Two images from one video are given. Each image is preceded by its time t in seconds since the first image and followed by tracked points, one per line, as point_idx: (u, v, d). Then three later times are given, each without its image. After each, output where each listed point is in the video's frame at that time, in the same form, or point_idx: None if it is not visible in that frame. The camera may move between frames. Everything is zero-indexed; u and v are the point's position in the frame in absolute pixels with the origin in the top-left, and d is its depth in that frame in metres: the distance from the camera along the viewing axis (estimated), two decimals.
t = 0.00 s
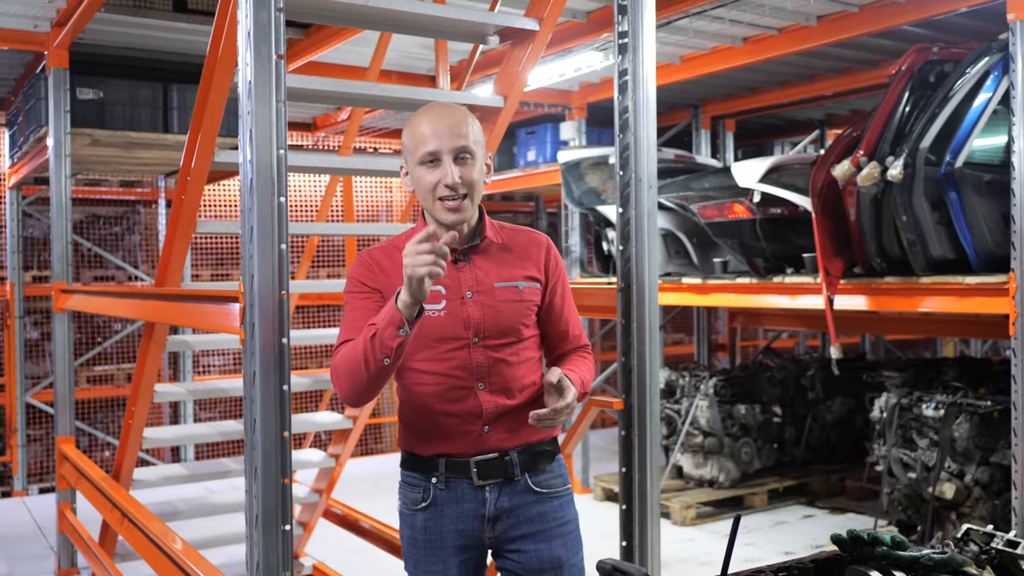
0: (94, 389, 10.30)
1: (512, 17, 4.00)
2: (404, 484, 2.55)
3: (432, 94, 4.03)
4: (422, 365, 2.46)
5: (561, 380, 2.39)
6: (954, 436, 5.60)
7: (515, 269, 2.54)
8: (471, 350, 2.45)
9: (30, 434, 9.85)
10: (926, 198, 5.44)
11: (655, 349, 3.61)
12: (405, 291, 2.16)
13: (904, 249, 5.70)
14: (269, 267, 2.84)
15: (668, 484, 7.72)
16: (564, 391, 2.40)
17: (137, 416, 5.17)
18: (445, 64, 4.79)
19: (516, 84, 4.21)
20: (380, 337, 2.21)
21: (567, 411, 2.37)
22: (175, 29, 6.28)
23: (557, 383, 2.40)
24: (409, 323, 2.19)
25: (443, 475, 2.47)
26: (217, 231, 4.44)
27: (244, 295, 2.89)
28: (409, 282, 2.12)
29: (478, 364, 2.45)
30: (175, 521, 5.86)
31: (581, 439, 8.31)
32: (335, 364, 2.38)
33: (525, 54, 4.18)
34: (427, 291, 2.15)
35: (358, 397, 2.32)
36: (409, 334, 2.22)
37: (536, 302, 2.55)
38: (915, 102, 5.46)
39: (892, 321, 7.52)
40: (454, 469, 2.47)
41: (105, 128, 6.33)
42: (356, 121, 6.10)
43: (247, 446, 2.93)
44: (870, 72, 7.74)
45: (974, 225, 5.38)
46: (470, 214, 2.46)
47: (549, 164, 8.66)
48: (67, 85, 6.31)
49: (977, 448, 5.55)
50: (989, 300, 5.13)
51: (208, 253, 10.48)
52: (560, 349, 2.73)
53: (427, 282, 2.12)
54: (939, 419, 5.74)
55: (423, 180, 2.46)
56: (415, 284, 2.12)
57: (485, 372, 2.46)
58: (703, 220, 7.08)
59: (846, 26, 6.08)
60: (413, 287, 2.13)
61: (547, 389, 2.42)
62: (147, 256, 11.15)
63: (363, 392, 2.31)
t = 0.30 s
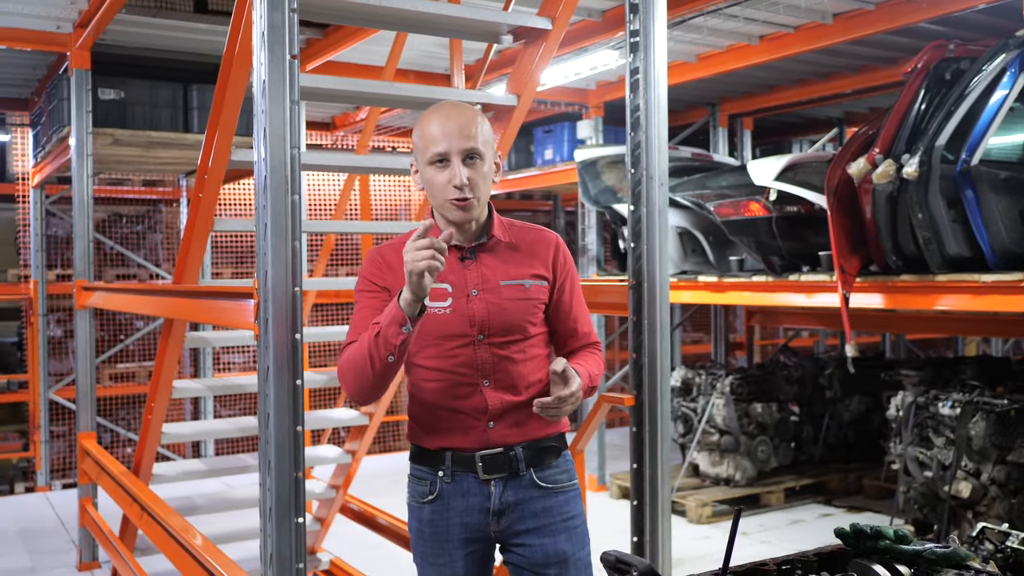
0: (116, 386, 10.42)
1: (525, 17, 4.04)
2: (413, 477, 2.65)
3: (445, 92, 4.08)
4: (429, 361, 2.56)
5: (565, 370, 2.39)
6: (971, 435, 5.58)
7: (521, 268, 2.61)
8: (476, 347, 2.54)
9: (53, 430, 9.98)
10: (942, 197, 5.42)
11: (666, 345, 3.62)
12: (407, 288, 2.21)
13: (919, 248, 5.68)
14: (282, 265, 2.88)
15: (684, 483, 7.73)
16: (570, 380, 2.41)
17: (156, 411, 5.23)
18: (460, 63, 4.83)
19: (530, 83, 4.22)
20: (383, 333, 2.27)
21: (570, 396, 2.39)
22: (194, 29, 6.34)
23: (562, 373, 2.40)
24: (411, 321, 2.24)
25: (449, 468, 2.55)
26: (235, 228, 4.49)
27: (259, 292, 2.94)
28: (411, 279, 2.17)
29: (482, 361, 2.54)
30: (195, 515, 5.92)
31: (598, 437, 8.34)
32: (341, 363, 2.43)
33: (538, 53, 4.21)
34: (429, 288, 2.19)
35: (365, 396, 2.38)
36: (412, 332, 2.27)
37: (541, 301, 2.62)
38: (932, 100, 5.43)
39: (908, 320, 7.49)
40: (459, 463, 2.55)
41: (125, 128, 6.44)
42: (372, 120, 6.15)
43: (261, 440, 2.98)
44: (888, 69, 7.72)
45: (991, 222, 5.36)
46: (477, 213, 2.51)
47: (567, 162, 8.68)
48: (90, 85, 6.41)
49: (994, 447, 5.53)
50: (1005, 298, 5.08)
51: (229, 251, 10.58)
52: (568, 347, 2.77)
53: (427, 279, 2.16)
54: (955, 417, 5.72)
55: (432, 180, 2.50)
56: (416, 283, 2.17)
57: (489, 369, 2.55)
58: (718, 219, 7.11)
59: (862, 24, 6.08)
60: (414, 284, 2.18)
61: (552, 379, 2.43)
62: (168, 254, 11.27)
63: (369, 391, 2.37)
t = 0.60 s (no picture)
0: (138, 385, 10.53)
1: (538, 19, 4.05)
2: (423, 477, 2.70)
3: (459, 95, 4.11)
4: (439, 365, 2.61)
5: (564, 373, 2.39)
6: (988, 437, 5.55)
7: (529, 272, 2.63)
8: (484, 351, 2.57)
9: (76, 428, 10.10)
10: (959, 197, 5.40)
11: (676, 347, 3.64)
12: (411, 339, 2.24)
13: (937, 249, 5.67)
14: (295, 268, 2.92)
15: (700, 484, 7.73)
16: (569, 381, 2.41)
17: (174, 411, 5.29)
18: (473, 64, 4.85)
19: (543, 84, 4.27)
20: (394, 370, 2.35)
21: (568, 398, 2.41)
22: (212, 32, 6.40)
23: (561, 376, 2.41)
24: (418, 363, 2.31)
25: (458, 468, 2.60)
26: (251, 229, 4.54)
27: (272, 293, 2.98)
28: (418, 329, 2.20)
29: (489, 365, 2.57)
30: (213, 514, 5.98)
31: (614, 438, 8.35)
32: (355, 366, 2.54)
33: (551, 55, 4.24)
34: (436, 345, 2.24)
35: (373, 412, 2.48)
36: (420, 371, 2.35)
37: (549, 304, 2.63)
38: (949, 100, 5.40)
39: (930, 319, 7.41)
40: (468, 463, 2.59)
41: (145, 130, 6.55)
42: (389, 121, 6.19)
43: (275, 440, 3.01)
44: (906, 69, 7.68)
45: (1008, 223, 5.35)
46: (486, 215, 2.53)
47: (584, 163, 8.69)
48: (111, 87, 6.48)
49: (1011, 449, 5.50)
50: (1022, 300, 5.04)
51: (249, 252, 10.67)
52: (577, 349, 2.78)
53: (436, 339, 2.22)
54: (973, 419, 5.69)
55: (441, 182, 2.53)
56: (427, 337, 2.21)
57: (497, 373, 2.57)
58: (735, 219, 7.10)
59: (879, 24, 6.05)
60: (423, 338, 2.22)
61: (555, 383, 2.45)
62: (189, 254, 11.38)
63: (377, 408, 2.47)
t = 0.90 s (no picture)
0: (166, 385, 10.66)
1: (555, 22, 4.05)
2: (435, 480, 2.69)
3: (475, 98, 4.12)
4: (452, 369, 2.61)
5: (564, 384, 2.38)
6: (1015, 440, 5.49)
7: (541, 275, 2.63)
8: (497, 355, 2.57)
9: (105, 427, 10.25)
10: (984, 197, 5.34)
11: (693, 349, 3.63)
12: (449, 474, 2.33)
13: (961, 249, 5.61)
14: (309, 270, 2.94)
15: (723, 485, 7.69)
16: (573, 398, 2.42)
17: (196, 411, 5.35)
18: (491, 66, 4.87)
19: (560, 86, 4.28)
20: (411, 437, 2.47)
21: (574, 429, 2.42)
22: (235, 35, 6.46)
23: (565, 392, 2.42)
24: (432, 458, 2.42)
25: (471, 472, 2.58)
26: (271, 231, 4.58)
27: (287, 296, 3.00)
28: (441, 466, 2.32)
29: (502, 369, 2.57)
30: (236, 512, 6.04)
31: (637, 438, 8.34)
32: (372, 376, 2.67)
33: (568, 57, 4.25)
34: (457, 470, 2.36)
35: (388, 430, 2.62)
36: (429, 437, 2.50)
37: (562, 309, 2.63)
38: (974, 99, 5.31)
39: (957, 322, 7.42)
40: (481, 466, 2.58)
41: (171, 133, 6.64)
42: (410, 123, 6.22)
43: (290, 442, 3.04)
44: (932, 68, 7.59)
45: None
46: (501, 220, 2.52)
47: (608, 164, 8.67)
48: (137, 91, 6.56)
49: None
50: None
51: (275, 252, 10.76)
52: (589, 353, 2.78)
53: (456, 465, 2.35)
54: (998, 422, 5.63)
55: (456, 184, 2.52)
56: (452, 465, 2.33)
57: (509, 377, 2.57)
58: (758, 220, 7.07)
59: (904, 22, 5.99)
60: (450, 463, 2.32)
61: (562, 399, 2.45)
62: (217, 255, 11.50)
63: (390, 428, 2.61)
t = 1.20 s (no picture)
0: (199, 383, 10.80)
1: (577, 21, 4.05)
2: (450, 477, 2.71)
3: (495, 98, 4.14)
4: (467, 363, 2.63)
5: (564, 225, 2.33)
6: None
7: (557, 270, 2.62)
8: (510, 350, 2.58)
9: (139, 424, 10.40)
10: (1015, 195, 5.30)
11: (714, 349, 3.60)
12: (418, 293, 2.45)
13: (992, 248, 5.52)
14: (328, 269, 2.96)
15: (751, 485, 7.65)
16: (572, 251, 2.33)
17: (225, 409, 5.42)
18: (515, 66, 4.89)
19: (582, 87, 4.29)
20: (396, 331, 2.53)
21: (581, 228, 2.29)
22: (264, 38, 6.53)
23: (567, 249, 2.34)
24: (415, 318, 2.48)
25: (484, 468, 2.61)
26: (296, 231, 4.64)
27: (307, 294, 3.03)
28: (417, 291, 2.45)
29: (514, 364, 2.58)
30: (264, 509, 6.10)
31: (664, 438, 8.32)
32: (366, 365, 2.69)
33: (589, 56, 4.25)
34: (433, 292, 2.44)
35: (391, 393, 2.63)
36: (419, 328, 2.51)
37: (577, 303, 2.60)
38: (1004, 95, 5.26)
39: (991, 321, 7.32)
40: (494, 464, 2.61)
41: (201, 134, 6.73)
42: (434, 124, 6.26)
43: (310, 439, 3.07)
44: (964, 64, 7.49)
45: None
46: (518, 229, 2.48)
47: (636, 162, 8.65)
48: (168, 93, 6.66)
49: None
50: None
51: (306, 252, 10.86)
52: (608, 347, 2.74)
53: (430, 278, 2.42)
54: None
55: (473, 196, 2.49)
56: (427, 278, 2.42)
57: (522, 371, 2.58)
58: (786, 219, 7.02)
59: (933, 19, 5.91)
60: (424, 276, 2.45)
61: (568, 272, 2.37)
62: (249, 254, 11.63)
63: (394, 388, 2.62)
